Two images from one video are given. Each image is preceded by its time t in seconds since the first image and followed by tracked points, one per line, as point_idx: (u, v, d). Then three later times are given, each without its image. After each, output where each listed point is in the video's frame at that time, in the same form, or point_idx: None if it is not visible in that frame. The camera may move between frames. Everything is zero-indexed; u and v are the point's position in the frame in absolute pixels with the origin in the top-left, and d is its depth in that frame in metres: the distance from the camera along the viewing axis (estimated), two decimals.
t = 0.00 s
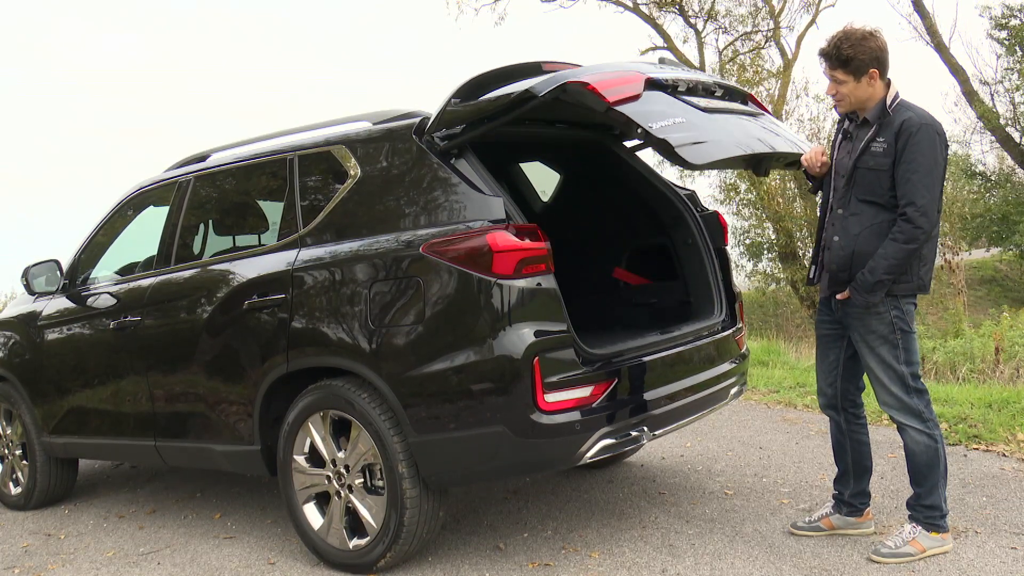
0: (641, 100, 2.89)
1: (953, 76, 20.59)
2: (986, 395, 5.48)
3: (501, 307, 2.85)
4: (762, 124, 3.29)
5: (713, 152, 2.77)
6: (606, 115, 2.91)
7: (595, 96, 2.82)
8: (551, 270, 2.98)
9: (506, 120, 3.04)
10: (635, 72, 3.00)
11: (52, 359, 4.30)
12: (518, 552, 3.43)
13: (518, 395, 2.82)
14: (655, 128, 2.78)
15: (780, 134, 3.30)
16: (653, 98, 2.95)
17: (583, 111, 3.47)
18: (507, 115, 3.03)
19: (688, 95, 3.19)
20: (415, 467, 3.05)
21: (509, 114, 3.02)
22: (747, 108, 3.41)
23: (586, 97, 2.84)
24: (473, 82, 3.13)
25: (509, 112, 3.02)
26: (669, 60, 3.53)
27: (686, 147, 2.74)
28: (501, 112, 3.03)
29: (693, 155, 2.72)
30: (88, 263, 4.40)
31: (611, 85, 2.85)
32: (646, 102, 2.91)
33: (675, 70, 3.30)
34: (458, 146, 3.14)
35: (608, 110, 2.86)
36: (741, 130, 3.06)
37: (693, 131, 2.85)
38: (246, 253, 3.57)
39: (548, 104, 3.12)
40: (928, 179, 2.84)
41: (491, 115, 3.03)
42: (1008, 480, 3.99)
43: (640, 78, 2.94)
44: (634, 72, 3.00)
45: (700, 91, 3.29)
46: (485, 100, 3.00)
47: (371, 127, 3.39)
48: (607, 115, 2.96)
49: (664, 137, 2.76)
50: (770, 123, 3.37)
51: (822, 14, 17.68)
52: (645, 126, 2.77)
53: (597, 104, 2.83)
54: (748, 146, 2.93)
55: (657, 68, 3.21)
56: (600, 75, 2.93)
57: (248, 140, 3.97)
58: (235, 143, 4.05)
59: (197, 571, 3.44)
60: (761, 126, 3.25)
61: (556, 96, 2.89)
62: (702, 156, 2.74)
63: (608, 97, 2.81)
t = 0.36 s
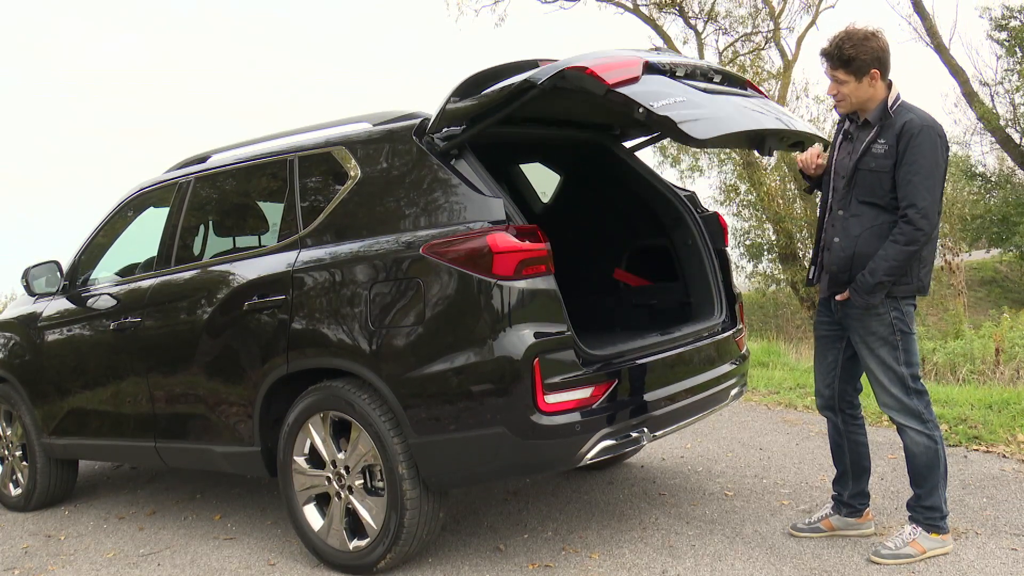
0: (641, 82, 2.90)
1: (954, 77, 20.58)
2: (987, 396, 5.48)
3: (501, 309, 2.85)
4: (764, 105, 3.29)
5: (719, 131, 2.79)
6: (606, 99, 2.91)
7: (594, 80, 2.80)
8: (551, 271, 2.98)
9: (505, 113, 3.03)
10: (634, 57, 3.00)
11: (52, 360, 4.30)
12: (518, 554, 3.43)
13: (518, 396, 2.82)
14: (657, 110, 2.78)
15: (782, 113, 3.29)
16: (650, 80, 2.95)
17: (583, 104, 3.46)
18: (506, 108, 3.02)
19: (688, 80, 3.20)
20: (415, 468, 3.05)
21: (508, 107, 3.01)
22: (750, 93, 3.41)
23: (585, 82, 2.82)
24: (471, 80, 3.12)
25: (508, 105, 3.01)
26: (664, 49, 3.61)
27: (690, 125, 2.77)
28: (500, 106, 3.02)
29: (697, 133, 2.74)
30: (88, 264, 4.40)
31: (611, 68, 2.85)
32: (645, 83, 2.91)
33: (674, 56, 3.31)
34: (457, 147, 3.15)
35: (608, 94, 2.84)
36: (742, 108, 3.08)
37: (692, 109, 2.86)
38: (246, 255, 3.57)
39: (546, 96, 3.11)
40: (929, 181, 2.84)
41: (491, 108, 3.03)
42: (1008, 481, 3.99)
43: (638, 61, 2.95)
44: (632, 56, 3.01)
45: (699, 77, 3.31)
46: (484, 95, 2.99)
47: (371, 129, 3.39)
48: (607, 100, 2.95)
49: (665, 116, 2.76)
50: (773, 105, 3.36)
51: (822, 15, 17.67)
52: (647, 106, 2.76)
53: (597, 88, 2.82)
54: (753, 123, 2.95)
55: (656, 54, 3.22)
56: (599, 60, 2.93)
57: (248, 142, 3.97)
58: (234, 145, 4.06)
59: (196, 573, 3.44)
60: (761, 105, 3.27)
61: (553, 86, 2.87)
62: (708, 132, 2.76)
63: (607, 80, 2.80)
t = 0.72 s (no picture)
0: (638, 64, 2.89)
1: (954, 79, 20.57)
2: (987, 397, 5.48)
3: (501, 310, 2.85)
4: (763, 87, 3.28)
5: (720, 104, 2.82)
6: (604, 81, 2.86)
7: (592, 63, 2.75)
8: (552, 272, 2.98)
9: (505, 107, 3.00)
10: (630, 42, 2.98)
11: (53, 361, 4.30)
12: (518, 554, 3.43)
13: (518, 397, 2.82)
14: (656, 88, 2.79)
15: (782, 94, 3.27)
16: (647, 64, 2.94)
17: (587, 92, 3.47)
18: (507, 99, 2.99)
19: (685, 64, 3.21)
20: (415, 469, 3.04)
21: (508, 98, 2.98)
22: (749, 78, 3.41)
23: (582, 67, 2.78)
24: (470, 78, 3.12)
25: (508, 96, 2.98)
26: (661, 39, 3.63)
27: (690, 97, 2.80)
28: (500, 100, 3.00)
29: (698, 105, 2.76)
30: (89, 266, 4.40)
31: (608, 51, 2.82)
32: (643, 66, 2.91)
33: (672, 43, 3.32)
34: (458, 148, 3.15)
35: (607, 76, 2.80)
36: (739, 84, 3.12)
37: (691, 87, 2.88)
38: (247, 256, 3.57)
39: (545, 86, 3.09)
40: (928, 183, 2.84)
41: (492, 102, 3.02)
42: (1009, 482, 3.99)
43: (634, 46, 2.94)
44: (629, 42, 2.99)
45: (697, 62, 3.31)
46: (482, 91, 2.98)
47: (371, 130, 3.40)
48: (604, 84, 2.92)
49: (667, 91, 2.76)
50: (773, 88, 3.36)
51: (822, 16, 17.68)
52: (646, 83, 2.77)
53: (595, 72, 2.77)
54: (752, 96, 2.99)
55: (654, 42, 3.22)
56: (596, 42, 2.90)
57: (248, 143, 3.97)
58: (234, 146, 4.06)
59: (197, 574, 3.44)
60: (760, 87, 3.26)
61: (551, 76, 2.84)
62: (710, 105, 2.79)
63: (605, 62, 2.76)
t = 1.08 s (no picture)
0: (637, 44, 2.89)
1: (955, 79, 20.55)
2: (988, 398, 5.48)
3: (502, 310, 2.85)
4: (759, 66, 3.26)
5: (720, 78, 2.85)
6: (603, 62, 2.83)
7: (592, 46, 2.73)
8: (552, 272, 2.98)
9: (508, 95, 3.02)
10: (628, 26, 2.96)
11: (53, 361, 4.30)
12: (518, 555, 3.43)
13: (518, 397, 2.82)
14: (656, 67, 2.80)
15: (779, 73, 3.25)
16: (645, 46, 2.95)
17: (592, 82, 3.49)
18: (509, 88, 3.01)
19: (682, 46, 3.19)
20: (416, 470, 3.04)
21: (511, 87, 3.00)
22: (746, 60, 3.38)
23: (580, 52, 2.76)
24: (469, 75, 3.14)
25: (512, 84, 2.99)
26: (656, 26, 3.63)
27: (691, 73, 2.82)
28: (501, 90, 3.02)
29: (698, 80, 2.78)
30: (89, 266, 4.40)
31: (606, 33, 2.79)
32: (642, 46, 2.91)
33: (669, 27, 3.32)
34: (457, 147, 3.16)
35: (605, 58, 2.80)
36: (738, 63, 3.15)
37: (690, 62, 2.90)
38: (247, 256, 3.57)
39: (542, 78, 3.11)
40: (926, 184, 2.84)
41: (490, 96, 3.04)
42: (1009, 482, 3.99)
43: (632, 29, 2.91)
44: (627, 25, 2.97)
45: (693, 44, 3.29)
46: (485, 84, 3.00)
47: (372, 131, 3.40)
48: (602, 67, 2.91)
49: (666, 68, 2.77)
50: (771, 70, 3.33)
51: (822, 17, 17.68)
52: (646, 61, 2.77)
53: (595, 55, 2.76)
54: (750, 72, 2.99)
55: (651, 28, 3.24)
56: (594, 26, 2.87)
57: (248, 143, 3.97)
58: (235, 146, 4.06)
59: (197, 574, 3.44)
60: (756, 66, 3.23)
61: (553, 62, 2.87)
62: (710, 79, 2.82)
63: (604, 44, 2.74)
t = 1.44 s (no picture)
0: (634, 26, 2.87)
1: (955, 79, 20.54)
2: (988, 399, 5.47)
3: (503, 311, 2.85)
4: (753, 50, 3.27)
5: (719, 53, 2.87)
6: (602, 45, 2.84)
7: (588, 31, 2.75)
8: (553, 273, 2.98)
9: (507, 89, 3.03)
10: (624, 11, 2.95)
11: (54, 362, 4.30)
12: (519, 556, 3.43)
13: (519, 398, 2.82)
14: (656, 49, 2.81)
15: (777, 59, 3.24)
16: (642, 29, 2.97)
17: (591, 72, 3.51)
18: (507, 82, 3.02)
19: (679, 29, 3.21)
20: (417, 471, 3.04)
21: (509, 81, 3.01)
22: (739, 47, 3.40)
23: (578, 37, 2.78)
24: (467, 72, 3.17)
25: (509, 77, 3.01)
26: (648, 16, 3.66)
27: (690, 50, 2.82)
28: (499, 84, 3.04)
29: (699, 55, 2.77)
30: (89, 267, 4.41)
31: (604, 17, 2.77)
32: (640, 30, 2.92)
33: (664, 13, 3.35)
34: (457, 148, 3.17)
35: (603, 42, 2.80)
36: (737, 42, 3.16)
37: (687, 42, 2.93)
38: (248, 257, 3.57)
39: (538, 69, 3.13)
40: (919, 184, 2.84)
41: (489, 91, 3.06)
42: (1010, 483, 3.99)
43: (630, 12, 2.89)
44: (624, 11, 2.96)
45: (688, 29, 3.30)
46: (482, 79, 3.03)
47: (373, 131, 3.40)
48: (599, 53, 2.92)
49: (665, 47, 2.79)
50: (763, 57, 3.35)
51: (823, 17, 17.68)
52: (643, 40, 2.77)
53: (591, 39, 2.76)
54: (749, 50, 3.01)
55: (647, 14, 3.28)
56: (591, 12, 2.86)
57: (248, 144, 3.97)
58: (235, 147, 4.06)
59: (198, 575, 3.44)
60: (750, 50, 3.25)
61: (550, 52, 2.87)
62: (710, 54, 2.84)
63: (601, 28, 2.74)
